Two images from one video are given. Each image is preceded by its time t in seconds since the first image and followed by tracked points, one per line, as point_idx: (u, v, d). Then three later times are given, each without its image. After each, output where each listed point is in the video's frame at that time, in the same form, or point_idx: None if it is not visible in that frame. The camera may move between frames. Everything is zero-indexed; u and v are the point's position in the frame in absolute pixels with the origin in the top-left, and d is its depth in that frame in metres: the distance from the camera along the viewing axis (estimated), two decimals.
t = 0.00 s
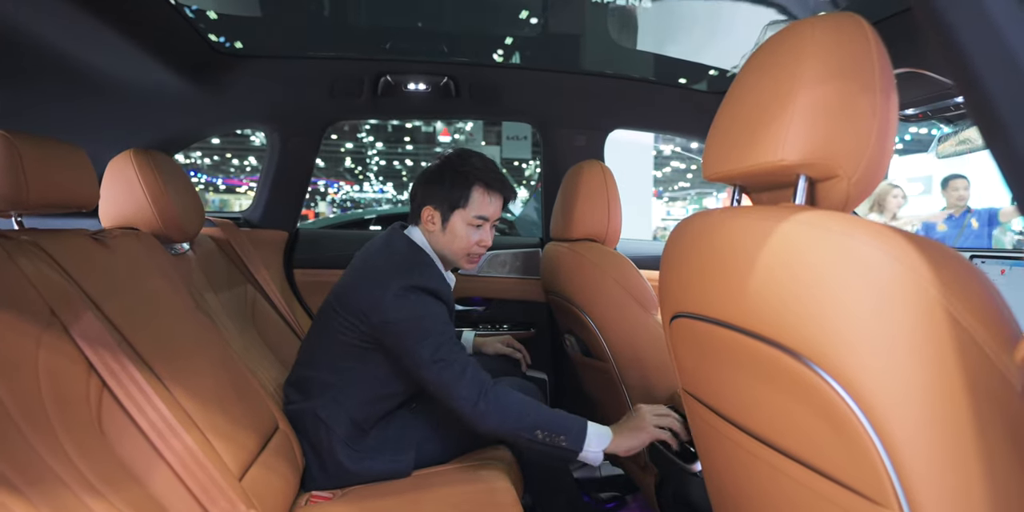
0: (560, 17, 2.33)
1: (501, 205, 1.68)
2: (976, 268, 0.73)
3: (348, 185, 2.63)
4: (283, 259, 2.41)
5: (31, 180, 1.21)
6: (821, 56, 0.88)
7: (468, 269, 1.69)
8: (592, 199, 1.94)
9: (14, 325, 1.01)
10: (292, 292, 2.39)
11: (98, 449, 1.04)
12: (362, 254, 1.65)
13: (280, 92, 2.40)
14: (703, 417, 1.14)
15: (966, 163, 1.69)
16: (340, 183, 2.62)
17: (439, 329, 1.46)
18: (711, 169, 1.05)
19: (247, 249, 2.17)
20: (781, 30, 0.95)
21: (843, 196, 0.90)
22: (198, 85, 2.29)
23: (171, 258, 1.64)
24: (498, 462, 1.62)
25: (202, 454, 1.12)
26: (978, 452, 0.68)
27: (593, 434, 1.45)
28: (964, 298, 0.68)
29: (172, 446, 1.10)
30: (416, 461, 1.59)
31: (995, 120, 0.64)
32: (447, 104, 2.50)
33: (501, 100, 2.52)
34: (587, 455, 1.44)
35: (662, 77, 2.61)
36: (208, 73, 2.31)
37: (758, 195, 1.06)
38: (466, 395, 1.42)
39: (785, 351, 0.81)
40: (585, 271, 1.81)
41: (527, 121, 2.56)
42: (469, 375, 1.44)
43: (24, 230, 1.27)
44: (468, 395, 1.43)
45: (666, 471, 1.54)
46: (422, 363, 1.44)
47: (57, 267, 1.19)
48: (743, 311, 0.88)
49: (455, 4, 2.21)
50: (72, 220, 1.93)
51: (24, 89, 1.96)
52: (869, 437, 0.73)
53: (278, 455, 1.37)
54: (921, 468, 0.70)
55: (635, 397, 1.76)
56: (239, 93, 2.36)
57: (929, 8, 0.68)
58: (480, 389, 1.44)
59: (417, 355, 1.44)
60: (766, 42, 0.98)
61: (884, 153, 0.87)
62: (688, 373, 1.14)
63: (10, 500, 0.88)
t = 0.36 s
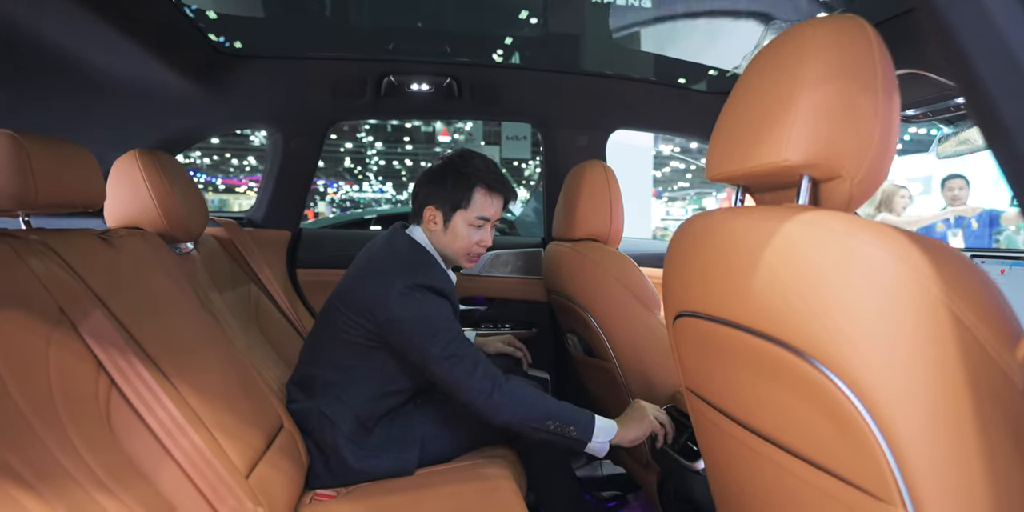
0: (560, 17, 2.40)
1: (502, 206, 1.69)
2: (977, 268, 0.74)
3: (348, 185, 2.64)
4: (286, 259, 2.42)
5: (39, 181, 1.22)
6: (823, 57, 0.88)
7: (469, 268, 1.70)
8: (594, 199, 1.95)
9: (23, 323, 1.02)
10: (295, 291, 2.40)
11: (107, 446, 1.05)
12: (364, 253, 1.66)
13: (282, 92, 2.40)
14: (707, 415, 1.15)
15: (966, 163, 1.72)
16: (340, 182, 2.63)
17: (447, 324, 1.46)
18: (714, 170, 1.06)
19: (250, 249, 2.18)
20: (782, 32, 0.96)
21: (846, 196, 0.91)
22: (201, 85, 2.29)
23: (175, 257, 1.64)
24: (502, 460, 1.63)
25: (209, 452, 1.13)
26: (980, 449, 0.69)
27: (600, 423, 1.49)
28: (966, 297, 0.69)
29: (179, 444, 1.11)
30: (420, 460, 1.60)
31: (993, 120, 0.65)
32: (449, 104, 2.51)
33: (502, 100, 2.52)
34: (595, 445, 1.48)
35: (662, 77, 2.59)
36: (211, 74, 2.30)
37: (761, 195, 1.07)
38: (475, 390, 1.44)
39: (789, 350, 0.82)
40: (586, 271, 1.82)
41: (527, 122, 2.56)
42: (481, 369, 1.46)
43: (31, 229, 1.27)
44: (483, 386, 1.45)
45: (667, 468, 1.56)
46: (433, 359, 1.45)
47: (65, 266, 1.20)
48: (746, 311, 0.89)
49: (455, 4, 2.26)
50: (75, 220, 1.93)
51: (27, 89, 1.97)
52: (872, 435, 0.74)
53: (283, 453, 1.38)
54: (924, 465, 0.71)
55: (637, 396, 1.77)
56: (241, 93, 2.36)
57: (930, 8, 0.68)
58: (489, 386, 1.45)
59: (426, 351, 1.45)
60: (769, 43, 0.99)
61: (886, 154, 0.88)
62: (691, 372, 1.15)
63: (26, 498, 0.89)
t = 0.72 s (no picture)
0: (560, 18, 2.46)
1: (508, 204, 1.68)
2: (995, 266, 0.74)
3: (347, 185, 2.69)
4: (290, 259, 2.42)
5: (48, 180, 1.21)
6: (836, 56, 0.88)
7: (475, 267, 1.69)
8: (600, 199, 1.94)
9: (31, 321, 1.02)
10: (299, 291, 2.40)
11: (116, 445, 1.04)
12: (369, 253, 1.66)
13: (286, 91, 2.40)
14: (717, 416, 1.14)
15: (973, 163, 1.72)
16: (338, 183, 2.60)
17: (448, 329, 1.46)
18: (725, 169, 1.05)
19: (254, 249, 2.19)
20: (794, 30, 0.96)
21: (860, 194, 0.90)
22: (206, 85, 2.29)
23: (181, 257, 1.64)
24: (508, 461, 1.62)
25: (219, 452, 1.12)
26: (1000, 446, 0.69)
27: (602, 429, 1.45)
28: (984, 295, 0.69)
29: (188, 443, 1.10)
30: (427, 460, 1.59)
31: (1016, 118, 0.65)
32: (453, 104, 2.49)
33: (507, 99, 2.51)
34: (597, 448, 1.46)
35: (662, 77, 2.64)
36: (216, 72, 2.30)
37: (772, 194, 1.07)
38: (472, 399, 1.44)
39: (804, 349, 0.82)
40: (592, 271, 1.82)
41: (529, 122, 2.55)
42: (478, 376, 1.45)
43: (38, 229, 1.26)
44: (476, 395, 1.44)
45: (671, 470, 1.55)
46: (433, 366, 1.45)
47: (73, 265, 1.20)
48: (760, 310, 0.89)
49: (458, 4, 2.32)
50: (78, 219, 1.92)
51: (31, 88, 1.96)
52: (891, 435, 0.74)
53: (290, 453, 1.38)
54: (944, 464, 0.71)
55: (643, 398, 1.76)
56: (247, 92, 2.35)
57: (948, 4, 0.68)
58: (486, 393, 1.44)
59: (427, 356, 1.45)
60: (779, 42, 0.98)
61: (901, 152, 0.88)
62: (701, 373, 1.15)
63: (38, 498, 0.91)
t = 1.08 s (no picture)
0: (560, 18, 2.31)
1: (509, 201, 1.65)
2: (1016, 257, 0.72)
3: (348, 185, 2.56)
4: (289, 256, 2.40)
5: (37, 172, 1.18)
6: (850, 42, 0.86)
7: (475, 263, 1.67)
8: (602, 195, 1.92)
9: (22, 316, 0.99)
10: (298, 289, 2.38)
11: (107, 444, 1.02)
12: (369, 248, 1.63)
13: (283, 85, 2.37)
14: (724, 413, 1.12)
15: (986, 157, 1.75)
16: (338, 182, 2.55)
17: (454, 324, 1.43)
18: (733, 159, 1.03)
19: (252, 246, 2.16)
20: (805, 17, 0.93)
21: (873, 184, 0.88)
22: (202, 79, 2.26)
23: (176, 252, 1.61)
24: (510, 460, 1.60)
25: (213, 451, 1.10)
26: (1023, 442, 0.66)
27: (615, 423, 1.44)
28: (1006, 285, 0.67)
29: (182, 441, 1.08)
30: (428, 459, 1.56)
31: None
32: (455, 98, 2.47)
33: (508, 93, 2.49)
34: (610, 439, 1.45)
35: (663, 70, 2.56)
36: (212, 67, 2.28)
37: (781, 185, 1.04)
38: (485, 388, 1.42)
39: (817, 343, 0.79)
40: (595, 267, 1.80)
41: (526, 117, 2.51)
42: (490, 366, 1.43)
43: (30, 223, 1.24)
44: (490, 385, 1.42)
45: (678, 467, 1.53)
46: (441, 360, 1.42)
47: (65, 260, 1.17)
48: (771, 303, 0.86)
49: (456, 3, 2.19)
50: (70, 215, 1.88)
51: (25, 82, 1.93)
52: (909, 431, 0.71)
53: (287, 452, 1.35)
54: (964, 461, 0.68)
55: (647, 396, 1.73)
56: (243, 87, 2.34)
57: None
58: (501, 383, 1.43)
59: (435, 349, 1.43)
60: (790, 30, 0.96)
61: (915, 141, 0.85)
62: (708, 369, 1.12)
63: (26, 499, 0.86)
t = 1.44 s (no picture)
0: (559, 17, 2.29)
1: (509, 188, 1.63)
2: None
3: (343, 184, 2.57)
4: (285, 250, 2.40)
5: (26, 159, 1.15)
6: (860, 24, 0.83)
7: (475, 255, 1.65)
8: (604, 188, 1.90)
9: (10, 308, 0.95)
10: (294, 284, 2.39)
11: (98, 438, 0.99)
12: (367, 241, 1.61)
13: (279, 78, 2.34)
14: (729, 406, 1.09)
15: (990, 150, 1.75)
16: (333, 182, 2.58)
17: (452, 315, 1.41)
18: (740, 146, 1.01)
19: (249, 242, 2.14)
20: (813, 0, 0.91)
21: (884, 170, 0.85)
22: (197, 70, 2.23)
23: (169, 245, 1.58)
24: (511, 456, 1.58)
25: (207, 446, 1.08)
26: None
27: (614, 415, 1.42)
28: None
29: (176, 437, 1.06)
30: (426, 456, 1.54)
31: None
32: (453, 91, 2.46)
33: (507, 86, 2.47)
34: (610, 432, 1.44)
35: (664, 64, 2.52)
36: (207, 56, 2.22)
37: (789, 173, 1.02)
38: (485, 376, 1.40)
39: (829, 330, 0.77)
40: (595, 260, 1.78)
41: (523, 112, 2.52)
42: (488, 359, 1.41)
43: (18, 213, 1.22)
44: (488, 376, 1.40)
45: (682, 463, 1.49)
46: (439, 352, 1.41)
47: (55, 251, 1.14)
48: (781, 291, 0.84)
49: None
50: (61, 207, 1.83)
51: (14, 72, 1.89)
52: (924, 419, 0.69)
53: (283, 448, 1.33)
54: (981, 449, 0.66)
55: (648, 391, 1.70)
56: (239, 79, 2.30)
57: None
58: (498, 373, 1.41)
59: (433, 341, 1.41)
60: (798, 14, 0.94)
61: (928, 125, 0.83)
62: (713, 361, 1.10)
63: (17, 499, 0.79)
